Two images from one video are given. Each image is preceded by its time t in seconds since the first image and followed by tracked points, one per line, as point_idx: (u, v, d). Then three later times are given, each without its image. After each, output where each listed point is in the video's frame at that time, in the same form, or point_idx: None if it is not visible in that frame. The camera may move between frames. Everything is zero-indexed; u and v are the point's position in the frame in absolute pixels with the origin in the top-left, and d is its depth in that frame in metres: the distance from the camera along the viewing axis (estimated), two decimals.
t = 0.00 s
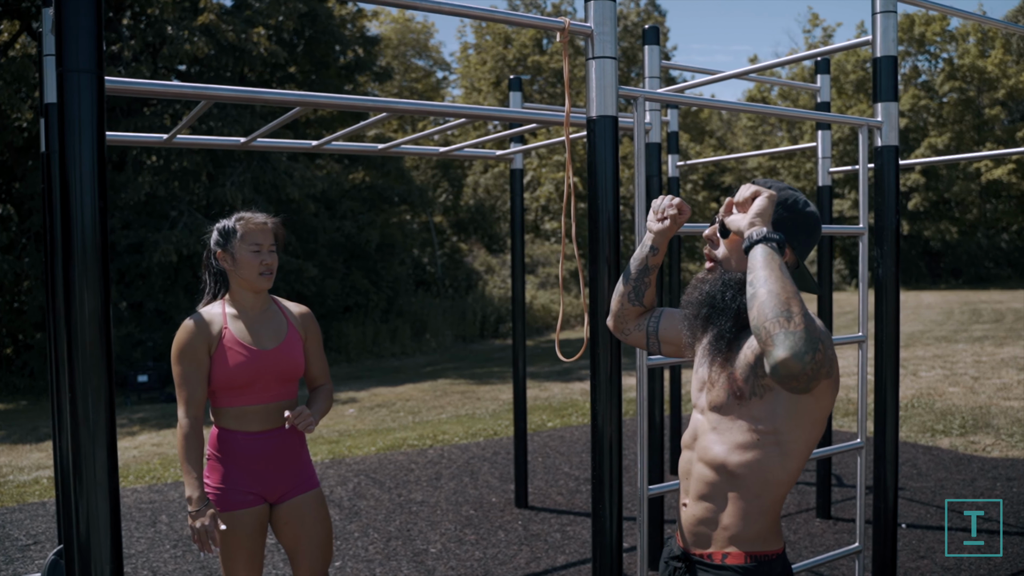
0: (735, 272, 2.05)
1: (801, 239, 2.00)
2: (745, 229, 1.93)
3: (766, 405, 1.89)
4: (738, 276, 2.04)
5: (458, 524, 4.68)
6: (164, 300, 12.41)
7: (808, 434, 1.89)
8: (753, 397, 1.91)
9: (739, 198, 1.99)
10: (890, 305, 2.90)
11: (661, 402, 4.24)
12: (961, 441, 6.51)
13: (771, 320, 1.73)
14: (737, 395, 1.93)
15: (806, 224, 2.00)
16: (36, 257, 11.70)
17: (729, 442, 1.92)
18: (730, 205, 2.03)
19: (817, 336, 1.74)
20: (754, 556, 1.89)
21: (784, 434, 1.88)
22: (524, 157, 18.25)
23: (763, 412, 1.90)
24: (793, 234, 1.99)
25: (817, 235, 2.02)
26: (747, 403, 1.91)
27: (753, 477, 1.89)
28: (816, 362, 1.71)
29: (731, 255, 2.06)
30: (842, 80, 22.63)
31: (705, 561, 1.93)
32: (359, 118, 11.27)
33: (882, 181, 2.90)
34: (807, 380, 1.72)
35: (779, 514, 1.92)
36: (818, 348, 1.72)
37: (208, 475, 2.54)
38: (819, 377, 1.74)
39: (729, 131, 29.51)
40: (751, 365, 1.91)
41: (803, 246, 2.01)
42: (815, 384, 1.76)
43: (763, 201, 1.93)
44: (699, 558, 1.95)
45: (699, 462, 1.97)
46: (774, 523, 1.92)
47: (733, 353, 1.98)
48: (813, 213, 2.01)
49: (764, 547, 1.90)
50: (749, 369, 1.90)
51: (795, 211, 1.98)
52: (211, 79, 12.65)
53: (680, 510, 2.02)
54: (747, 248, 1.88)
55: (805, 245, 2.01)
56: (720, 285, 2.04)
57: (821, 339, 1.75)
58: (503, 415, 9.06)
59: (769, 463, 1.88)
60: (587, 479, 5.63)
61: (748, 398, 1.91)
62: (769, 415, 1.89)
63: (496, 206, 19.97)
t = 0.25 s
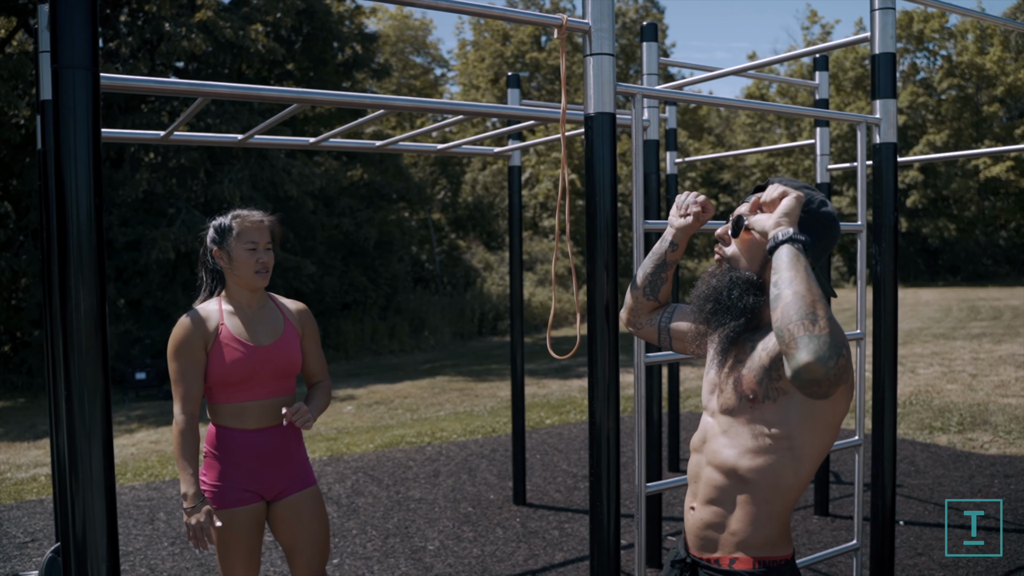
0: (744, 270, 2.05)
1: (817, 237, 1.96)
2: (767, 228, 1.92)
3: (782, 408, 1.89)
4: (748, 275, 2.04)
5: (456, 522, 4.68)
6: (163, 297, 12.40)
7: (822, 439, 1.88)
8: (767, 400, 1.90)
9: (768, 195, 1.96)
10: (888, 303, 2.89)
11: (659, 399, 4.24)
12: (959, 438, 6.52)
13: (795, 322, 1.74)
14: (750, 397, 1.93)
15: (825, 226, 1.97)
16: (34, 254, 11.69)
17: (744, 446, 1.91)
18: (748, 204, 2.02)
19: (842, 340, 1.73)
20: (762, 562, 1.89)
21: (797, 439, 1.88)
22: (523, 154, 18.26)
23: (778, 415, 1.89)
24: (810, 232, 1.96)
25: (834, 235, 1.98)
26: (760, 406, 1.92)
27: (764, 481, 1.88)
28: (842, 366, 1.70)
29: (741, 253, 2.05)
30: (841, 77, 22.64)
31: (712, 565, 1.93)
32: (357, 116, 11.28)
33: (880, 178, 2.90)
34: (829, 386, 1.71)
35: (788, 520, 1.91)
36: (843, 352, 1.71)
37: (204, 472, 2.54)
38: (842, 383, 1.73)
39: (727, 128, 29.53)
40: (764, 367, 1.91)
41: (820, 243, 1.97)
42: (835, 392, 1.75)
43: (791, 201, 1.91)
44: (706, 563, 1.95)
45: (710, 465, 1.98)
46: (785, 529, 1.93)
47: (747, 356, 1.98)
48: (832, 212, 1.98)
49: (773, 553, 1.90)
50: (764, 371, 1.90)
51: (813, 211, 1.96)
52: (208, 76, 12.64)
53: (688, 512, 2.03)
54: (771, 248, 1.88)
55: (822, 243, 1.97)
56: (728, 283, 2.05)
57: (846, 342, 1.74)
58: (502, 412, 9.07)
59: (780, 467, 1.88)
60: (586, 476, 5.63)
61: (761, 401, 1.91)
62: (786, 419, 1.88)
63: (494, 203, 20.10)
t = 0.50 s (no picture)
0: (752, 273, 2.08)
1: (823, 238, 2.01)
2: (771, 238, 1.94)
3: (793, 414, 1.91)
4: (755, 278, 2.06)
5: (455, 519, 4.68)
6: (162, 295, 12.40)
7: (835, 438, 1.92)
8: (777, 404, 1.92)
9: (768, 207, 1.97)
10: (886, 301, 2.89)
11: (658, 397, 4.24)
12: (958, 436, 6.53)
13: (799, 342, 1.76)
14: (762, 401, 1.94)
15: (828, 220, 1.99)
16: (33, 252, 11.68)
17: (756, 452, 1.93)
18: (753, 204, 2.02)
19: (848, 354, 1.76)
20: (779, 562, 1.91)
21: (812, 440, 1.90)
22: (522, 152, 18.26)
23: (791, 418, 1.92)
24: (812, 233, 2.01)
25: (843, 232, 2.02)
26: (772, 410, 1.93)
27: (777, 482, 1.91)
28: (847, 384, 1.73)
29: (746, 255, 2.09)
30: (840, 74, 22.63)
31: (731, 564, 1.95)
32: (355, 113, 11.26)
33: (878, 176, 2.89)
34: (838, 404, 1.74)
35: (805, 519, 1.94)
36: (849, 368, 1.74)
37: (203, 470, 2.54)
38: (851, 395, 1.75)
39: (726, 125, 29.52)
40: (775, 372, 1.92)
41: (827, 245, 2.03)
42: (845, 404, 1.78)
43: (793, 213, 1.92)
44: (723, 562, 1.97)
45: (724, 466, 1.99)
46: (801, 529, 1.95)
47: (758, 360, 2.00)
48: (836, 208, 2.01)
49: (791, 552, 1.92)
50: (774, 375, 1.92)
51: (817, 208, 1.98)
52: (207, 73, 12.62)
53: (704, 512, 2.05)
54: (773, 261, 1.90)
55: (828, 242, 2.02)
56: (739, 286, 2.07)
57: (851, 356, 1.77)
58: (501, 410, 9.06)
59: (796, 468, 1.91)
60: (585, 474, 5.64)
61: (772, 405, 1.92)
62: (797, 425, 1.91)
63: (494, 200, 20.16)
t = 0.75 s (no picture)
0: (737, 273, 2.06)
1: (805, 232, 2.00)
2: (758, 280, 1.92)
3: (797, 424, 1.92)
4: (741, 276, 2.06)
5: (454, 516, 4.69)
6: (161, 293, 12.39)
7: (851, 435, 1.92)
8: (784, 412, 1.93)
9: (744, 254, 1.98)
10: (886, 299, 2.89)
11: (657, 395, 4.25)
12: (956, 433, 6.54)
13: (792, 402, 1.74)
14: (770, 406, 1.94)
15: (813, 216, 2.00)
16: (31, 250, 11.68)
17: (765, 459, 1.93)
18: (738, 206, 2.06)
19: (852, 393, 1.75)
20: (797, 559, 1.91)
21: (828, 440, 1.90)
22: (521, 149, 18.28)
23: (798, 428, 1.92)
24: (797, 227, 1.99)
25: (829, 223, 2.02)
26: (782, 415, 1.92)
27: (795, 482, 1.91)
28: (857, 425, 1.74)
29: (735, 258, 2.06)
30: (839, 72, 22.62)
31: (747, 556, 1.94)
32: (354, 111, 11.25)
33: (877, 174, 2.89)
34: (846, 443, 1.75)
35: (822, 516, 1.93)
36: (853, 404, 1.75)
37: (202, 468, 2.54)
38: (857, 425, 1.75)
39: (725, 123, 29.52)
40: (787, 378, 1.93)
41: (815, 240, 2.01)
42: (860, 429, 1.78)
43: (769, 262, 1.92)
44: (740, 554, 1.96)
45: (739, 465, 1.99)
46: (819, 526, 1.94)
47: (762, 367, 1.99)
48: (819, 199, 2.01)
49: (809, 549, 1.92)
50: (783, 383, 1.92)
51: (796, 203, 1.99)
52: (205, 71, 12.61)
53: (720, 509, 2.04)
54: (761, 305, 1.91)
55: (816, 237, 2.01)
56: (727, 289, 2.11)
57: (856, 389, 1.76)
58: (500, 408, 9.07)
59: (812, 467, 1.91)
60: (584, 471, 5.64)
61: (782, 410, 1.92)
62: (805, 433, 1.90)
63: (492, 198, 19.96)
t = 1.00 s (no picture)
0: (719, 280, 2.09)
1: (787, 239, 2.02)
2: (733, 365, 1.72)
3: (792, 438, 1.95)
4: (723, 282, 2.09)
5: (454, 514, 4.68)
6: (160, 291, 12.38)
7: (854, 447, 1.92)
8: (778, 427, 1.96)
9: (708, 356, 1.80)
10: (886, 297, 2.88)
11: (657, 393, 4.24)
12: (956, 431, 6.54)
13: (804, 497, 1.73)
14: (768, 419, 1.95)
15: (795, 223, 2.01)
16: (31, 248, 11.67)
17: (761, 467, 1.95)
18: (720, 215, 2.07)
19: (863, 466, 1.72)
20: (792, 561, 1.95)
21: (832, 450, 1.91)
22: (521, 147, 18.28)
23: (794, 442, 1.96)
24: (779, 234, 2.02)
25: (812, 229, 2.03)
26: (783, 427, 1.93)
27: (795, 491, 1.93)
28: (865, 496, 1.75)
29: (714, 263, 2.10)
30: (839, 70, 22.62)
31: (744, 551, 1.99)
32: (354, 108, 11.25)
33: (877, 171, 2.89)
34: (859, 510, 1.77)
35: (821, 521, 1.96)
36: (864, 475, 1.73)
37: (201, 466, 2.53)
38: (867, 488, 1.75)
39: (725, 122, 29.52)
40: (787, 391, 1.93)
41: (799, 245, 2.04)
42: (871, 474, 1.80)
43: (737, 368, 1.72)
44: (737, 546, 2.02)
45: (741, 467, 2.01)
46: (817, 530, 1.97)
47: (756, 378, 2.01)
48: (800, 206, 2.02)
49: (805, 553, 1.96)
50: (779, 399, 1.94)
51: (776, 210, 2.00)
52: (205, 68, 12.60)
53: (723, 505, 2.08)
54: (741, 402, 1.72)
55: (801, 244, 2.03)
56: (708, 295, 2.09)
57: (864, 450, 1.74)
58: (499, 406, 9.07)
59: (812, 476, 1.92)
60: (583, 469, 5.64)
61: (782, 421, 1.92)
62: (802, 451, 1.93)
63: (492, 196, 19.93)
